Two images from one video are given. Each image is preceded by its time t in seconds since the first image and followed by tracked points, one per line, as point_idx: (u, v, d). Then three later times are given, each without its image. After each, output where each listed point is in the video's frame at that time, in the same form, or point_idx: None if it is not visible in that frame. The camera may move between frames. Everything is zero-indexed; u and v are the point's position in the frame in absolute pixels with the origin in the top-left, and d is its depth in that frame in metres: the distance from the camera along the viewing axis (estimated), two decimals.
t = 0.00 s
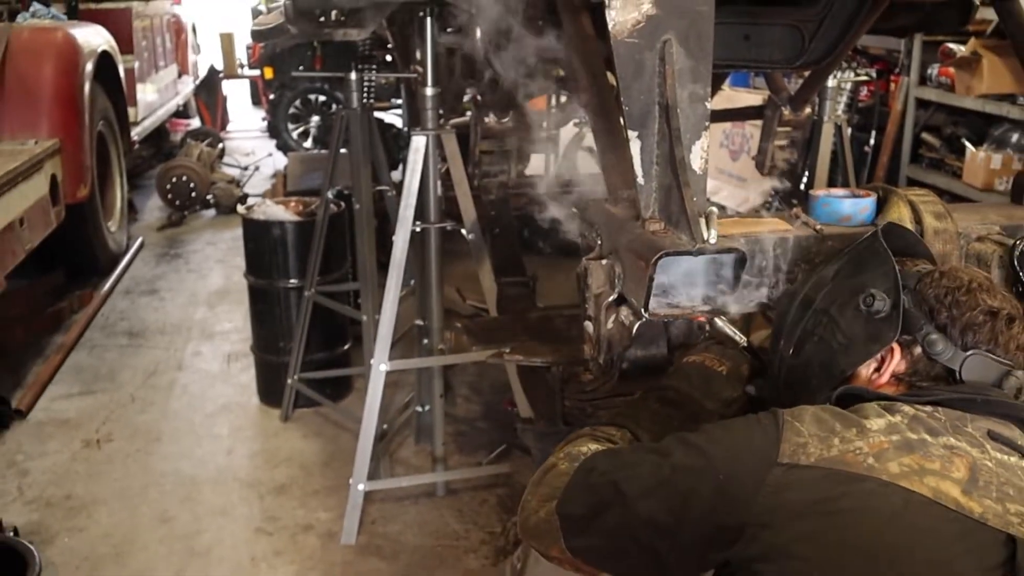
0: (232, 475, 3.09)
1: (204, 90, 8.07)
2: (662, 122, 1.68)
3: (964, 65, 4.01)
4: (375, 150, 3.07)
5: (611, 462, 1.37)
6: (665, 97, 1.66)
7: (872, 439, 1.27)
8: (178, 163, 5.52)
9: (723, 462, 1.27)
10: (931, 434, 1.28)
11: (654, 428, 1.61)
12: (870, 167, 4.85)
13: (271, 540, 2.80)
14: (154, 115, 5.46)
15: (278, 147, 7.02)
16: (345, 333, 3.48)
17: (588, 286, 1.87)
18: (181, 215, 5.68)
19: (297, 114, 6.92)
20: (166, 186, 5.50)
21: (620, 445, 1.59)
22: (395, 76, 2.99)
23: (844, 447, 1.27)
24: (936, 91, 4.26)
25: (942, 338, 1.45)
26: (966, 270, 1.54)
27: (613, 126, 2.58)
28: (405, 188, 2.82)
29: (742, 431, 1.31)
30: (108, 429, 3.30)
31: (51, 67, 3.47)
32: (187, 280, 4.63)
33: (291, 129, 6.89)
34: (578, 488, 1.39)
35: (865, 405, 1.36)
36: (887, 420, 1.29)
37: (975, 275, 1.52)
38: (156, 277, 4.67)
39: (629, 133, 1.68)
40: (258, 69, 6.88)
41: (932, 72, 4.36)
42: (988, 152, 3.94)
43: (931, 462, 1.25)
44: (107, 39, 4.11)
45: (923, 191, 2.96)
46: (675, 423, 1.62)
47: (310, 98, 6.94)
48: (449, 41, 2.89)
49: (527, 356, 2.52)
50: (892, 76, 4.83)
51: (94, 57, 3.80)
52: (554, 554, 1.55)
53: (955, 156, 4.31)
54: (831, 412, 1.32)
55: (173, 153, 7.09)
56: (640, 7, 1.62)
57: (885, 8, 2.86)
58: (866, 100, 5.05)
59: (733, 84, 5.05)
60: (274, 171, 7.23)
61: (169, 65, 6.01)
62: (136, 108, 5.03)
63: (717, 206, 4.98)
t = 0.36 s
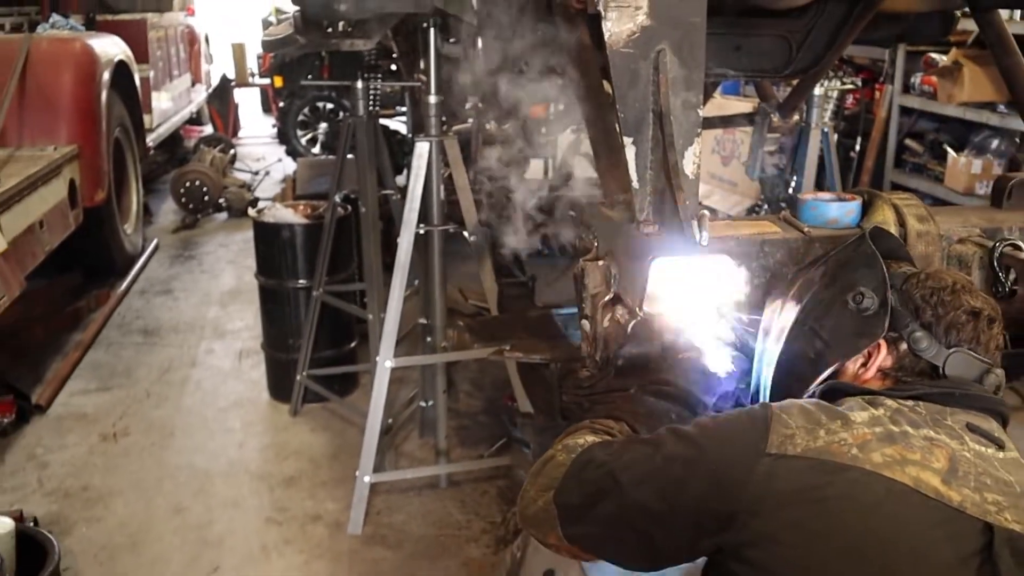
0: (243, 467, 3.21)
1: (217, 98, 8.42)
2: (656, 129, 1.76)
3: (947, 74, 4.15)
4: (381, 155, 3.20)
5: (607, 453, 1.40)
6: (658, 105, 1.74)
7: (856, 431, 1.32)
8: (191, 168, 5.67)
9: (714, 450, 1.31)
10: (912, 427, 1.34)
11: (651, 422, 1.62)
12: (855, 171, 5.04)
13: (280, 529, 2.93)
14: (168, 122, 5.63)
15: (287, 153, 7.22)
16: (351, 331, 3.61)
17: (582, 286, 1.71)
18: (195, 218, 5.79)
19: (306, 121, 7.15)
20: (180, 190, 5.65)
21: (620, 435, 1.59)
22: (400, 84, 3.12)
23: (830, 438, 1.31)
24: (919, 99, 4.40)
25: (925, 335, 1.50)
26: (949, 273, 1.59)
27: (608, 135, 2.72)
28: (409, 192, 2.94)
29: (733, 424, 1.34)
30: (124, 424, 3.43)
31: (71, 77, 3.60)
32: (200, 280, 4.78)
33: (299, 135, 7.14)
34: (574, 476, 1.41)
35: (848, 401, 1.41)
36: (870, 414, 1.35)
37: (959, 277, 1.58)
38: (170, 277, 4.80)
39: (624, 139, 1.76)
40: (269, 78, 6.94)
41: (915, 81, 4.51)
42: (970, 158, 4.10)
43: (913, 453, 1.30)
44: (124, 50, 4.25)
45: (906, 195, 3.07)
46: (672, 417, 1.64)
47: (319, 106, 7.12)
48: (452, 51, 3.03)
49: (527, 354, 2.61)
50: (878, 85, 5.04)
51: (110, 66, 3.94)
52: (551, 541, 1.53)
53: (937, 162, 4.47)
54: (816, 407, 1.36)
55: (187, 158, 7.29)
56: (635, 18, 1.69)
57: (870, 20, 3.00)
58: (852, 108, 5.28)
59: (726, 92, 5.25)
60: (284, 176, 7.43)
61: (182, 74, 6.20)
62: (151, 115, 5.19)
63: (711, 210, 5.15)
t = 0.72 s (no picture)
0: (255, 460, 3.36)
1: (229, 107, 8.80)
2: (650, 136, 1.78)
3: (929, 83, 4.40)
4: (386, 161, 3.35)
5: (603, 447, 1.46)
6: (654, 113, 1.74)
7: (842, 423, 1.34)
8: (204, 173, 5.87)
9: (706, 443, 1.34)
10: (895, 421, 1.36)
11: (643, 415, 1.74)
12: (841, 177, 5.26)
13: (290, 519, 3.06)
14: (183, 129, 5.90)
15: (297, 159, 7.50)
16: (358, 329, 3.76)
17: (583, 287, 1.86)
18: (209, 222, 6.01)
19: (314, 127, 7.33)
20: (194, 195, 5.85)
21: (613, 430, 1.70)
22: (405, 93, 3.25)
23: (816, 430, 1.34)
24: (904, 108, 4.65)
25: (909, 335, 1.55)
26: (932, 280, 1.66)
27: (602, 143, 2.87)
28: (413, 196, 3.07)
29: (723, 417, 1.38)
30: (141, 418, 3.58)
31: (89, 85, 3.74)
32: (213, 281, 4.97)
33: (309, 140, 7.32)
34: (571, 469, 1.47)
35: (834, 394, 1.45)
36: (855, 407, 1.37)
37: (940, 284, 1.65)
38: (184, 279, 4.99)
39: (620, 146, 1.79)
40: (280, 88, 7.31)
41: (899, 90, 4.75)
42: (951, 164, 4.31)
43: (895, 445, 1.32)
44: (139, 59, 4.40)
45: (890, 199, 3.21)
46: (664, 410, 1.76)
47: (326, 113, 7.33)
48: (455, 61, 3.19)
49: (526, 351, 2.72)
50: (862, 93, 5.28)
51: (127, 75, 4.09)
52: (550, 530, 1.64)
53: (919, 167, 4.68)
54: (803, 401, 1.39)
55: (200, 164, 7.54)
56: (631, 29, 1.69)
57: (853, 33, 3.16)
58: (838, 115, 5.54)
59: (718, 101, 5.49)
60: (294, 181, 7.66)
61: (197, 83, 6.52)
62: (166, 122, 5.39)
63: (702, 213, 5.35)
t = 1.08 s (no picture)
0: (266, 452, 3.52)
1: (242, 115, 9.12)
2: (643, 143, 1.90)
3: (909, 92, 4.68)
4: (392, 167, 3.50)
5: (598, 440, 1.54)
6: (646, 121, 1.88)
7: (827, 417, 1.39)
8: (217, 177, 6.16)
9: (696, 436, 1.39)
10: (877, 415, 1.40)
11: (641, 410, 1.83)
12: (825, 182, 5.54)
13: (300, 508, 3.21)
14: (197, 137, 6.34)
15: (306, 164, 7.80)
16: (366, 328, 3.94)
17: (576, 286, 1.93)
18: (221, 224, 6.29)
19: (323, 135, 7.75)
20: (208, 200, 6.15)
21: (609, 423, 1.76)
22: (410, 102, 3.41)
23: (803, 423, 1.38)
24: (885, 115, 4.93)
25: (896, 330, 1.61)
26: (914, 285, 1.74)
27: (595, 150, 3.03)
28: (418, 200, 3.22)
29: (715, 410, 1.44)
30: (157, 412, 3.75)
31: (108, 95, 3.94)
32: (226, 281, 5.19)
33: (318, 148, 7.71)
34: (569, 461, 1.56)
35: (819, 389, 1.49)
36: (840, 402, 1.42)
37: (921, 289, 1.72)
38: (199, 280, 5.21)
39: (615, 151, 1.91)
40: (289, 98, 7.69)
41: (881, 99, 5.03)
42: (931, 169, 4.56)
43: (878, 438, 1.36)
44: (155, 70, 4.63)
45: (873, 203, 3.36)
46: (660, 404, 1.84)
47: (335, 121, 7.75)
48: (458, 71, 3.36)
49: (527, 347, 2.86)
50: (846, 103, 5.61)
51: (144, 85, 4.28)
52: (548, 521, 1.66)
53: (901, 173, 4.98)
54: (789, 397, 1.44)
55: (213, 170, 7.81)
56: (625, 41, 1.82)
57: (837, 44, 3.33)
58: (824, 123, 5.85)
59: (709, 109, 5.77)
60: (303, 186, 7.93)
61: (211, 92, 6.95)
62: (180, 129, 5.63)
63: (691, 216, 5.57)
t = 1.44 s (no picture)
0: (278, 444, 3.69)
1: (254, 122, 9.40)
2: (637, 149, 1.97)
3: (892, 101, 4.97)
4: (397, 173, 3.69)
5: (593, 434, 1.64)
6: (641, 128, 1.96)
7: (811, 411, 1.50)
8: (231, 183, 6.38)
9: (688, 430, 1.50)
10: (859, 409, 1.51)
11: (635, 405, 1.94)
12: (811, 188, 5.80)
13: (310, 498, 3.37)
14: (212, 144, 6.78)
15: (316, 170, 8.06)
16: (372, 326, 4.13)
17: (574, 286, 1.99)
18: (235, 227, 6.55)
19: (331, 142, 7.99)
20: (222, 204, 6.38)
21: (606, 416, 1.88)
22: (415, 110, 3.58)
23: (788, 417, 1.49)
24: (868, 123, 5.23)
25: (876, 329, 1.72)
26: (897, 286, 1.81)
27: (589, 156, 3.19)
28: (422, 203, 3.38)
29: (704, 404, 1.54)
30: (173, 406, 3.93)
31: (126, 104, 4.20)
32: (239, 282, 5.43)
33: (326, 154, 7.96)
34: (564, 455, 1.67)
35: (803, 385, 1.60)
36: (823, 397, 1.53)
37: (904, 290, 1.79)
38: (213, 279, 5.49)
39: (611, 158, 1.98)
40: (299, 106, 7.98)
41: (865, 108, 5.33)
42: (912, 175, 4.86)
43: (859, 430, 1.47)
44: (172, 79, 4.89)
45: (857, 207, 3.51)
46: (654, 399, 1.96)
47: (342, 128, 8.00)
48: (460, 81, 3.54)
49: (526, 346, 3.01)
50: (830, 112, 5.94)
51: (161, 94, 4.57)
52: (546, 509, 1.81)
53: (882, 178, 5.30)
54: (775, 391, 1.54)
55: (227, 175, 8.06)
56: (620, 52, 1.91)
57: (823, 54, 3.43)
58: (809, 130, 6.14)
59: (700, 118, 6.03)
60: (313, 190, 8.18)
61: (224, 102, 7.40)
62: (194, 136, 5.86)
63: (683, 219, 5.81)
